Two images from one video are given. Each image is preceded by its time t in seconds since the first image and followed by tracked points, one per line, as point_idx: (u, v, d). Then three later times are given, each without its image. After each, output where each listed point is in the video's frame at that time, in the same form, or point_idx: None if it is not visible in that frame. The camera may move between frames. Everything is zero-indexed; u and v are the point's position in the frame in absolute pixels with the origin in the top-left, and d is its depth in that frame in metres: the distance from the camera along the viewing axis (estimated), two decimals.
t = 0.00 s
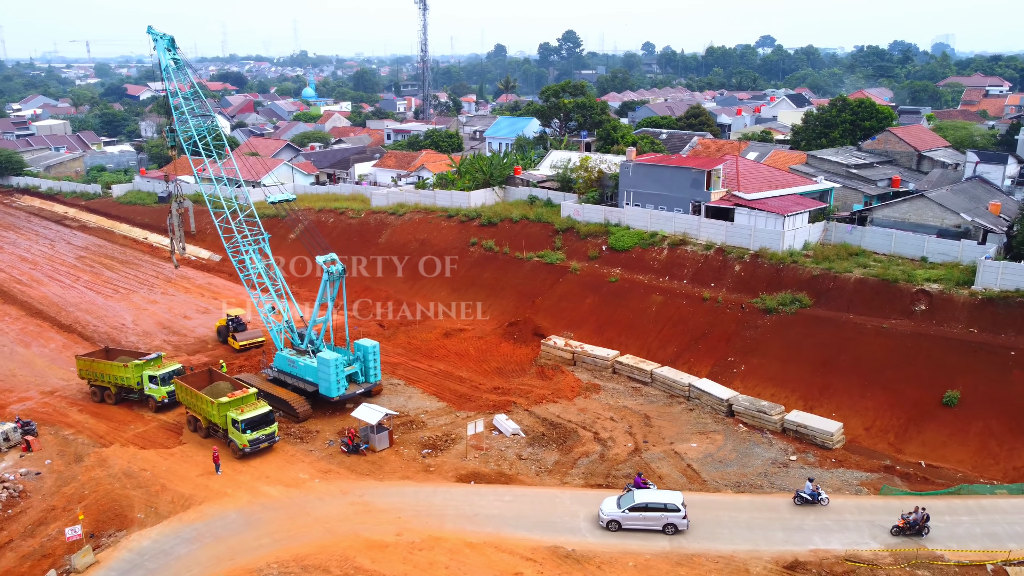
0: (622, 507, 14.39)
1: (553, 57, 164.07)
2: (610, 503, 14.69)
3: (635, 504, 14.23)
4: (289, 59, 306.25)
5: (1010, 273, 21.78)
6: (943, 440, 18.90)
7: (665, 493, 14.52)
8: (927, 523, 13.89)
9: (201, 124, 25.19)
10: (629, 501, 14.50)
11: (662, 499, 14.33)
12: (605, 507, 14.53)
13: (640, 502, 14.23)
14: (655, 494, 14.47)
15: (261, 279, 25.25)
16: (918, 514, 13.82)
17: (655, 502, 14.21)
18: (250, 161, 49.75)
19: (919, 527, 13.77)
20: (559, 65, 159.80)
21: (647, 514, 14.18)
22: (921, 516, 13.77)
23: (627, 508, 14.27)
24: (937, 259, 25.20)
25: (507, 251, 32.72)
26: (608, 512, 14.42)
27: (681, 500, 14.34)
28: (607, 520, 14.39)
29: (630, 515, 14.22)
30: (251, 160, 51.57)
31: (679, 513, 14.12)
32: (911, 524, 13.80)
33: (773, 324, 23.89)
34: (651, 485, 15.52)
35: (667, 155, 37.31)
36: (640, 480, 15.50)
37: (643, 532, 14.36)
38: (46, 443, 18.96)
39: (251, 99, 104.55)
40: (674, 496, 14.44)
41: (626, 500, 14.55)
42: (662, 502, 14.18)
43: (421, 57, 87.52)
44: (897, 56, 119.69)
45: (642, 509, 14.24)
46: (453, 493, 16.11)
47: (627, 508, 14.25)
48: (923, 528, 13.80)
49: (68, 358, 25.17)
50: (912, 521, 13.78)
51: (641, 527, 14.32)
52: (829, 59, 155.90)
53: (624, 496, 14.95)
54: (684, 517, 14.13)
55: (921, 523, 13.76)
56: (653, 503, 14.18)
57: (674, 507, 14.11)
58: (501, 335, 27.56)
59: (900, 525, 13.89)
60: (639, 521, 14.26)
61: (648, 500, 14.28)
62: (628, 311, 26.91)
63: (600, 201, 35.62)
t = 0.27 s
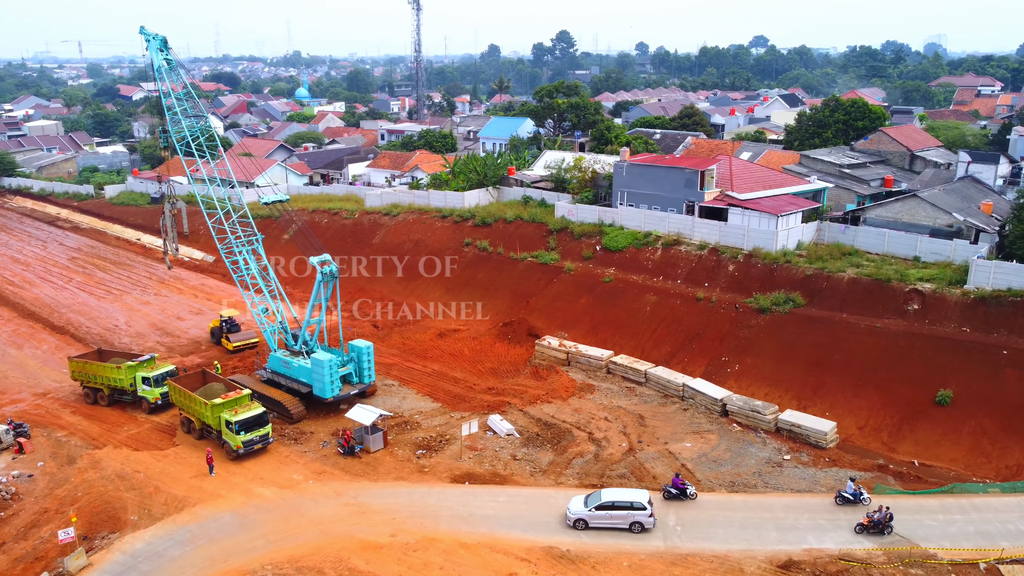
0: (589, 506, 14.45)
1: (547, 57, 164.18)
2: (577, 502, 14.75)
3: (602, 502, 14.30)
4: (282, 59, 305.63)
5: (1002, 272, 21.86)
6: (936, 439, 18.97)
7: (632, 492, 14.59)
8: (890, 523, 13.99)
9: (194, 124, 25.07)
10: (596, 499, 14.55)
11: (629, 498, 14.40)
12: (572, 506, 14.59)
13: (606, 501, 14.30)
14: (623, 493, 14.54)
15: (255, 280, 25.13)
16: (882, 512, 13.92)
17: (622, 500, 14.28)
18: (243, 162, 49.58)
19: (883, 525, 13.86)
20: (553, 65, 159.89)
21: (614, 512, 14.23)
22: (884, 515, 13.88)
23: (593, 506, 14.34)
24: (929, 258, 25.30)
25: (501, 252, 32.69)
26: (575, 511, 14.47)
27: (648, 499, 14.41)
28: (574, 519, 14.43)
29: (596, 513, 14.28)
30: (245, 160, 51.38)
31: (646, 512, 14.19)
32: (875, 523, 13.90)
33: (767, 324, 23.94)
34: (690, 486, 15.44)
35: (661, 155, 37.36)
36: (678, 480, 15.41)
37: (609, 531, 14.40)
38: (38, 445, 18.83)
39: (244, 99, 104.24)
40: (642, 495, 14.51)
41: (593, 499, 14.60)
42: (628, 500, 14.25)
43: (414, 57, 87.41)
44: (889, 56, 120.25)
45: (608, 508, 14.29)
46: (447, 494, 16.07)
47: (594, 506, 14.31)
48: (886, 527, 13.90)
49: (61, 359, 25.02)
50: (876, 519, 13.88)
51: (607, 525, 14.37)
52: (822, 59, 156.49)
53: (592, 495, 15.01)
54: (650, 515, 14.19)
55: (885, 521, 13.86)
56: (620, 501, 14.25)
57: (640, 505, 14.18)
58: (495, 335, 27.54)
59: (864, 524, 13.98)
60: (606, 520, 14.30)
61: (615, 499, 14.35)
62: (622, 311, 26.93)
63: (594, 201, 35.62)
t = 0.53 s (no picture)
0: (556, 504, 14.48)
1: (541, 57, 164.23)
2: (546, 500, 14.78)
3: (570, 501, 14.31)
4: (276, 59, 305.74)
5: (994, 271, 21.94)
6: (929, 438, 19.02)
7: (600, 490, 14.60)
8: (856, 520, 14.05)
9: (187, 125, 24.98)
10: (564, 498, 14.58)
11: (597, 496, 14.41)
12: (541, 505, 14.62)
13: (574, 500, 14.31)
14: (591, 491, 14.55)
15: (248, 281, 25.03)
16: (847, 511, 13.97)
17: (590, 499, 14.30)
18: (237, 162, 49.46)
19: (848, 524, 13.92)
20: (547, 65, 160.05)
21: (582, 511, 14.26)
22: (849, 514, 13.93)
23: (561, 505, 14.36)
24: (922, 258, 25.38)
25: (496, 252, 32.67)
26: (543, 509, 14.51)
27: (616, 497, 14.42)
28: (542, 518, 14.49)
29: (564, 512, 14.32)
30: (239, 160, 51.19)
31: (613, 510, 14.22)
32: (841, 522, 13.97)
33: (761, 324, 23.97)
34: (731, 487, 15.33)
35: (655, 155, 37.39)
36: (718, 481, 15.28)
37: (577, 529, 14.47)
38: (31, 447, 18.71)
39: (237, 99, 103.96)
40: (610, 493, 14.53)
41: (561, 497, 14.62)
42: (596, 499, 14.27)
43: (409, 58, 87.35)
44: (882, 56, 120.73)
45: (576, 506, 14.32)
46: (442, 494, 16.03)
47: (561, 505, 14.35)
48: (851, 526, 13.97)
49: (54, 361, 24.88)
50: (840, 518, 13.94)
51: (575, 524, 14.41)
52: (816, 59, 157.02)
53: (561, 493, 15.04)
54: (618, 513, 14.24)
55: (850, 520, 13.93)
56: (588, 500, 14.26)
57: (608, 504, 14.20)
58: (490, 335, 27.51)
59: (829, 523, 14.05)
60: (574, 518, 14.34)
61: (583, 497, 14.36)
62: (617, 311, 26.93)
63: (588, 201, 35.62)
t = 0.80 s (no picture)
0: (525, 503, 14.52)
1: (535, 57, 164.22)
2: (514, 499, 14.82)
3: (538, 501, 14.36)
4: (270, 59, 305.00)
5: (987, 270, 22.02)
6: (922, 437, 19.08)
7: (569, 489, 14.66)
8: (821, 520, 14.13)
9: (181, 125, 24.83)
10: (533, 497, 14.61)
11: (565, 495, 14.46)
12: (509, 504, 14.66)
13: (542, 499, 14.37)
14: (560, 490, 14.59)
15: (242, 282, 24.90)
16: (812, 510, 14.06)
17: (558, 498, 14.35)
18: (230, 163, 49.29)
19: (813, 523, 14.00)
20: (542, 65, 160.14)
21: (550, 510, 14.31)
22: (814, 513, 14.02)
23: (530, 504, 14.40)
24: (915, 258, 25.46)
25: (490, 252, 32.64)
26: (512, 508, 14.55)
27: (584, 496, 14.47)
28: (511, 517, 14.52)
29: (533, 511, 14.36)
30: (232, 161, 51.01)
31: (581, 509, 14.27)
32: (805, 521, 14.03)
33: (755, 323, 24.00)
34: (772, 487, 15.29)
35: (649, 156, 37.42)
36: (759, 481, 15.27)
37: (570, 529, 14.46)
38: (24, 449, 18.58)
39: (231, 100, 103.67)
40: (578, 492, 14.58)
41: (530, 496, 14.66)
42: (565, 498, 14.33)
43: (403, 58, 87.26)
44: (875, 56, 121.21)
45: (545, 505, 14.36)
46: (438, 495, 15.99)
47: (530, 504, 14.39)
48: (816, 525, 14.04)
49: (47, 362, 24.73)
50: (806, 517, 14.01)
51: (543, 523, 14.47)
52: (809, 59, 157.52)
53: (530, 492, 15.08)
54: (586, 512, 14.29)
55: (814, 519, 14.01)
56: (556, 499, 14.32)
57: (576, 503, 14.26)
58: (485, 335, 27.48)
59: (794, 522, 14.09)
60: (542, 517, 14.40)
61: (551, 497, 14.41)
62: (611, 311, 26.94)
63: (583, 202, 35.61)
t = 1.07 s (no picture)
0: (495, 503, 14.57)
1: (529, 57, 164.27)
2: (485, 499, 14.87)
3: (507, 500, 14.41)
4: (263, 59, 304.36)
5: (980, 270, 22.11)
6: (916, 436, 19.15)
7: (538, 488, 14.71)
8: (786, 519, 14.21)
9: (174, 126, 24.75)
10: (503, 496, 14.66)
11: (534, 494, 14.52)
12: (479, 503, 14.70)
13: (511, 498, 14.41)
14: (530, 489, 14.65)
15: (236, 282, 24.80)
16: (777, 510, 14.14)
17: (527, 497, 14.40)
18: (224, 163, 49.16)
19: (778, 523, 14.08)
20: (536, 65, 160.26)
21: (519, 509, 14.36)
22: (779, 512, 14.10)
23: (499, 503, 14.45)
24: (908, 257, 25.56)
25: (484, 252, 32.62)
26: (481, 508, 14.60)
27: (553, 495, 14.53)
28: (481, 516, 14.58)
29: (502, 510, 14.40)
30: (226, 161, 50.85)
31: (550, 508, 14.33)
32: (771, 520, 14.11)
33: (749, 323, 24.04)
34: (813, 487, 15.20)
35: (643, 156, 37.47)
36: (801, 480, 15.19)
37: (565, 529, 14.46)
38: (17, 450, 18.47)
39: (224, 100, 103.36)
40: (548, 491, 14.64)
41: (500, 496, 14.71)
42: (534, 497, 14.38)
43: (397, 58, 87.16)
44: (868, 56, 121.70)
45: (514, 505, 14.41)
46: (432, 496, 15.96)
47: (499, 504, 14.44)
48: (780, 524, 14.11)
49: (40, 364, 24.59)
50: (771, 517, 14.09)
51: (513, 522, 14.51)
52: (803, 59, 158.09)
53: (500, 492, 15.12)
54: (555, 511, 14.34)
55: (780, 518, 14.09)
56: (525, 499, 14.36)
57: (545, 502, 14.32)
58: (480, 335, 27.45)
59: (760, 521, 14.17)
60: (511, 517, 14.44)
61: (521, 496, 14.46)
62: (605, 311, 26.95)
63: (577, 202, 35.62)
